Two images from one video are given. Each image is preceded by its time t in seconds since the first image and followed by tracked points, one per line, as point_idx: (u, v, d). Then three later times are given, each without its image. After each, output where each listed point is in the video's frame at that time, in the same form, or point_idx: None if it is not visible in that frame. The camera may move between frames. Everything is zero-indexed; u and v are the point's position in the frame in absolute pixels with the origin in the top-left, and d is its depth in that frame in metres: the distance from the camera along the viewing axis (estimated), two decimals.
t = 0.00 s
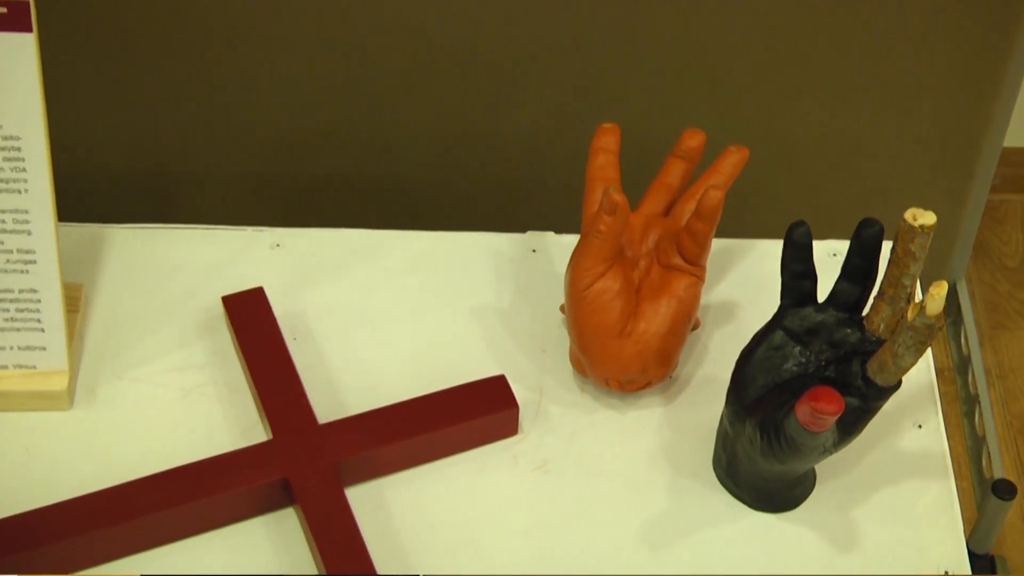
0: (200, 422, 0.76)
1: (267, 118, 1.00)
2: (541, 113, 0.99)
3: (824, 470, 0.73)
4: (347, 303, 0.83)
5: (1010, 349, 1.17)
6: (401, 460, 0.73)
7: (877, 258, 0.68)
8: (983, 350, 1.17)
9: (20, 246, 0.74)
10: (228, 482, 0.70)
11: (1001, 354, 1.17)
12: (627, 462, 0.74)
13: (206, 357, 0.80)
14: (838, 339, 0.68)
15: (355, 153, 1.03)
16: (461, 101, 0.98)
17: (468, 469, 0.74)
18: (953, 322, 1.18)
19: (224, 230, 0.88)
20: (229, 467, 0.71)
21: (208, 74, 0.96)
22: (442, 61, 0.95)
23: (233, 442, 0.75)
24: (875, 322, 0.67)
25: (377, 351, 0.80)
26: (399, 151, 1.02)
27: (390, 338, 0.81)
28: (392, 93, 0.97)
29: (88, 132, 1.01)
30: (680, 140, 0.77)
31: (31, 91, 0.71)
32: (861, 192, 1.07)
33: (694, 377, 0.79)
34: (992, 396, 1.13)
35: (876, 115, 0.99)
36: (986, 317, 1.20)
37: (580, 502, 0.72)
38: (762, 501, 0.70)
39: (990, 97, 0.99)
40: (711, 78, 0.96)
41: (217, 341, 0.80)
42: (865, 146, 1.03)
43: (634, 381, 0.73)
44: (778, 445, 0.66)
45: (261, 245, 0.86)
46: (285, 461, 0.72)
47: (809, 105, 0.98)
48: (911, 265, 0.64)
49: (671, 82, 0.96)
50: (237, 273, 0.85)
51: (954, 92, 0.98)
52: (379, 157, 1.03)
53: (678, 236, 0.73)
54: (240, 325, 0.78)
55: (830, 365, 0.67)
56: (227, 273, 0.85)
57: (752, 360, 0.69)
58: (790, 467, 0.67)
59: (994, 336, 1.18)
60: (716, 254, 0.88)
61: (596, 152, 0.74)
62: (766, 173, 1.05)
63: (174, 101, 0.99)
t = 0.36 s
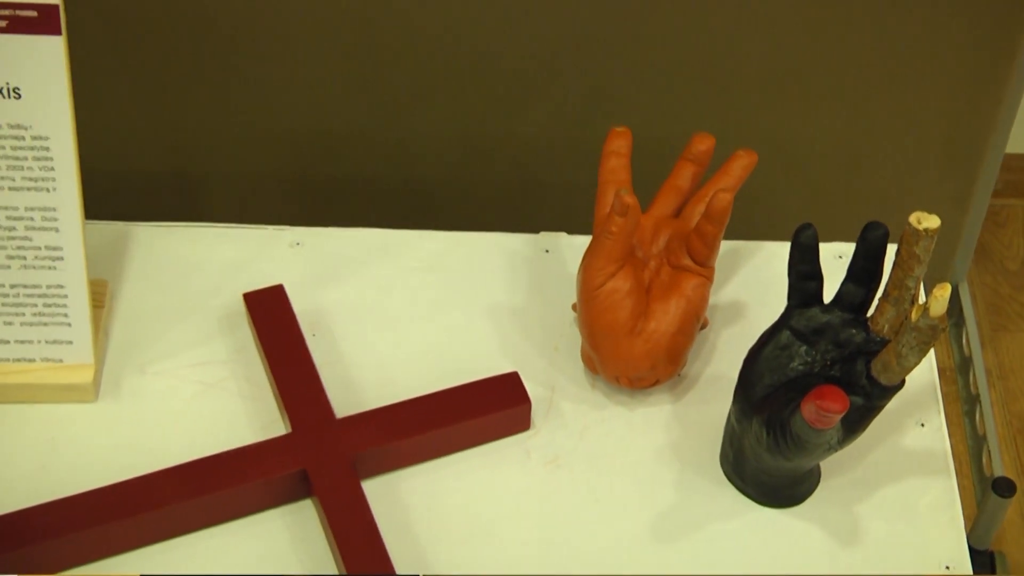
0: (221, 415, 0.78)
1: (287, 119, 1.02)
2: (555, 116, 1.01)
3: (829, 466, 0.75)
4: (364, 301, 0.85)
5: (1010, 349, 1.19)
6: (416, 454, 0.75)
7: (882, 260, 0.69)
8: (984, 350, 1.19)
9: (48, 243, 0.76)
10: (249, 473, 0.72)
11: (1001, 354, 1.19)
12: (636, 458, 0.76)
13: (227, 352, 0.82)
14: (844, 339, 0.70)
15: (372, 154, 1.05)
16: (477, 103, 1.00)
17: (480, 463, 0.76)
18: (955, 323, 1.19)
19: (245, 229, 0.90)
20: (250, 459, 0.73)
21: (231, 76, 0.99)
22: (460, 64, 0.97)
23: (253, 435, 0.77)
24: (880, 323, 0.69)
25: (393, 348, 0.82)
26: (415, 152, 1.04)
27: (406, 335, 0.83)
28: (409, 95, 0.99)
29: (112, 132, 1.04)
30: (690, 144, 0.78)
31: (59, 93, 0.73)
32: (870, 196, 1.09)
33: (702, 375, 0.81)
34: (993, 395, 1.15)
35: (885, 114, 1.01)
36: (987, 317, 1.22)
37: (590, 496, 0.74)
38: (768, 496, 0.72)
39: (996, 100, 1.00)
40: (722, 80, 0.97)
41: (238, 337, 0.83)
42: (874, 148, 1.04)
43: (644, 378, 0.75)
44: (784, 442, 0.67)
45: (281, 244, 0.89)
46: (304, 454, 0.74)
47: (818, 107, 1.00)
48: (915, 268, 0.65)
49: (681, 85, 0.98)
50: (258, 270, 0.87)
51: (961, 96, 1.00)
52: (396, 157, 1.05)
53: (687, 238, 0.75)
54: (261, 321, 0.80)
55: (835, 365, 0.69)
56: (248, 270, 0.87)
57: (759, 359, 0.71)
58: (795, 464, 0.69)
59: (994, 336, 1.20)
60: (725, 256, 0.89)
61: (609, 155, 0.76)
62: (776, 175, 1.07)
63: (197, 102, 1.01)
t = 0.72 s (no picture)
0: (244, 408, 0.81)
1: (309, 119, 1.04)
2: (572, 118, 1.03)
3: (835, 464, 0.77)
4: (384, 299, 0.87)
5: (1011, 351, 1.20)
6: (434, 448, 0.77)
7: (889, 263, 0.71)
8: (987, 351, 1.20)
9: (78, 241, 0.78)
10: (272, 465, 0.75)
11: (1004, 356, 1.20)
12: (648, 453, 0.78)
13: (251, 347, 0.84)
14: (850, 340, 0.71)
15: (392, 155, 1.07)
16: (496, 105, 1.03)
17: (496, 457, 0.78)
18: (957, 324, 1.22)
19: (269, 229, 0.93)
20: (272, 451, 0.76)
21: (256, 78, 1.01)
22: (480, 67, 0.99)
23: (276, 428, 0.79)
24: (886, 324, 0.70)
25: (411, 345, 0.84)
26: (434, 153, 1.07)
27: (424, 332, 0.85)
28: (430, 97, 1.02)
29: (139, 132, 1.06)
30: (702, 149, 0.80)
31: (91, 94, 0.75)
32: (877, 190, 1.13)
33: (712, 374, 0.83)
34: (995, 397, 1.16)
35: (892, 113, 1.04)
36: (988, 319, 1.23)
37: (603, 490, 0.76)
38: (776, 492, 0.74)
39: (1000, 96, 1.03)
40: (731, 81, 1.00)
41: (261, 333, 0.85)
42: (878, 148, 1.07)
43: (656, 376, 0.77)
44: (792, 439, 0.69)
45: (304, 243, 0.91)
46: (324, 447, 0.76)
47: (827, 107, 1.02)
48: (921, 271, 0.67)
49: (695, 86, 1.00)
50: (282, 269, 0.90)
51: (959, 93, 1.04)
52: (415, 158, 1.08)
53: (699, 241, 0.77)
54: (284, 318, 0.82)
55: (842, 365, 0.71)
56: (272, 269, 0.90)
57: (769, 358, 0.73)
58: (802, 461, 0.71)
59: (996, 337, 1.22)
60: (735, 258, 0.91)
61: (623, 160, 0.78)
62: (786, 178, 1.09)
63: (222, 104, 1.04)
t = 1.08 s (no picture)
0: (266, 402, 0.83)
1: (332, 117, 1.08)
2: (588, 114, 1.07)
3: (841, 462, 0.79)
4: (402, 297, 0.90)
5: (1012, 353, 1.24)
6: (450, 442, 0.80)
7: (894, 266, 0.73)
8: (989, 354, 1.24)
9: (108, 238, 0.81)
10: (293, 457, 0.77)
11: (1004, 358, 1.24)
12: (658, 449, 0.80)
13: (273, 342, 0.87)
14: (856, 341, 0.73)
15: (412, 153, 1.11)
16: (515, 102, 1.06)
17: (510, 451, 0.80)
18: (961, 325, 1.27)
19: (292, 228, 0.95)
20: (293, 444, 0.78)
21: (280, 78, 1.04)
22: (498, 65, 1.03)
23: (297, 422, 0.82)
24: (891, 325, 0.72)
25: (428, 342, 0.87)
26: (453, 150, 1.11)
27: (441, 329, 0.88)
28: (451, 95, 1.06)
29: (166, 131, 1.09)
30: (713, 154, 0.82)
31: (121, 96, 0.77)
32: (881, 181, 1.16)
33: (721, 373, 0.85)
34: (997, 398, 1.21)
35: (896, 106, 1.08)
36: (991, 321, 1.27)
37: (613, 484, 0.78)
38: (782, 488, 0.76)
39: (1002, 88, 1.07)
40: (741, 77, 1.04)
41: (283, 329, 0.88)
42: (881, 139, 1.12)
43: (666, 374, 0.79)
44: (799, 436, 0.72)
45: (325, 242, 0.94)
46: (343, 441, 0.78)
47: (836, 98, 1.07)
48: (926, 274, 0.69)
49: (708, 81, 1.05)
50: (303, 267, 0.92)
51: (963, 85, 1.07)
52: (433, 158, 1.11)
53: (709, 243, 0.79)
54: (305, 315, 0.85)
55: (848, 365, 0.73)
56: (294, 267, 0.92)
57: (777, 358, 0.75)
58: (808, 458, 0.73)
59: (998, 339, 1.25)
60: (744, 260, 0.93)
61: (636, 163, 0.79)
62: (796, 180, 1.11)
63: (247, 102, 1.07)
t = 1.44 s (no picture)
0: (285, 398, 0.86)
1: (351, 117, 1.10)
2: (601, 116, 1.10)
3: (845, 459, 0.81)
4: (418, 295, 0.92)
5: (1011, 354, 1.26)
6: (464, 438, 0.82)
7: (899, 269, 0.75)
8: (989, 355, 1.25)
9: (133, 236, 0.83)
10: (311, 451, 0.79)
11: (1004, 359, 1.26)
12: (667, 445, 0.82)
13: (293, 338, 0.90)
14: (861, 341, 0.75)
15: (428, 154, 1.13)
16: (529, 104, 1.09)
17: (522, 446, 0.82)
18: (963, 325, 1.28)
19: (311, 228, 0.98)
20: (312, 438, 0.80)
21: (301, 79, 1.07)
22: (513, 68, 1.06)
23: (315, 417, 0.84)
24: (895, 327, 0.74)
25: (444, 339, 0.89)
26: (468, 151, 1.13)
27: (456, 327, 0.90)
28: (467, 97, 1.08)
29: (188, 132, 1.12)
30: (723, 159, 0.84)
31: (146, 98, 0.80)
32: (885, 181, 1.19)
33: (728, 372, 0.87)
34: (997, 398, 1.22)
35: (901, 107, 1.11)
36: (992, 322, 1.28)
37: (623, 478, 0.80)
38: (787, 485, 0.78)
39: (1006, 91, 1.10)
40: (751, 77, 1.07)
41: (303, 326, 0.91)
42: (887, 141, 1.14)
43: (675, 373, 0.81)
44: (805, 434, 0.74)
45: (344, 241, 0.97)
46: (361, 435, 0.80)
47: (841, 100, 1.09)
48: (930, 277, 0.71)
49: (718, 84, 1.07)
50: (322, 265, 0.95)
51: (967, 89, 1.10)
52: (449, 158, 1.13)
53: (718, 246, 0.81)
54: (324, 312, 0.87)
55: (853, 365, 0.74)
56: (313, 266, 0.95)
57: (783, 358, 0.77)
58: (814, 456, 0.75)
59: (998, 341, 1.26)
60: (751, 262, 0.95)
61: (647, 168, 0.81)
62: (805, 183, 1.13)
63: (268, 103, 1.09)
